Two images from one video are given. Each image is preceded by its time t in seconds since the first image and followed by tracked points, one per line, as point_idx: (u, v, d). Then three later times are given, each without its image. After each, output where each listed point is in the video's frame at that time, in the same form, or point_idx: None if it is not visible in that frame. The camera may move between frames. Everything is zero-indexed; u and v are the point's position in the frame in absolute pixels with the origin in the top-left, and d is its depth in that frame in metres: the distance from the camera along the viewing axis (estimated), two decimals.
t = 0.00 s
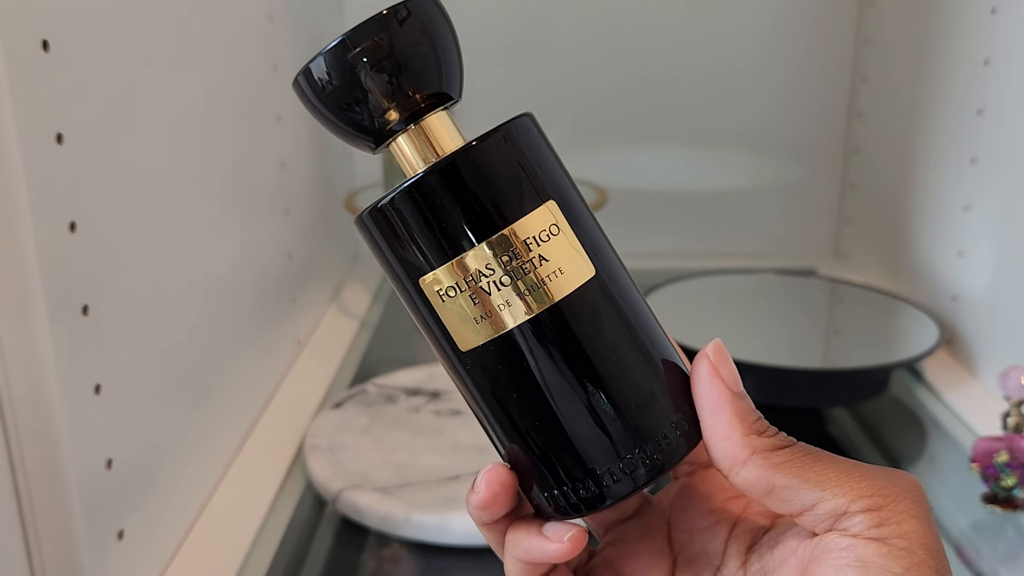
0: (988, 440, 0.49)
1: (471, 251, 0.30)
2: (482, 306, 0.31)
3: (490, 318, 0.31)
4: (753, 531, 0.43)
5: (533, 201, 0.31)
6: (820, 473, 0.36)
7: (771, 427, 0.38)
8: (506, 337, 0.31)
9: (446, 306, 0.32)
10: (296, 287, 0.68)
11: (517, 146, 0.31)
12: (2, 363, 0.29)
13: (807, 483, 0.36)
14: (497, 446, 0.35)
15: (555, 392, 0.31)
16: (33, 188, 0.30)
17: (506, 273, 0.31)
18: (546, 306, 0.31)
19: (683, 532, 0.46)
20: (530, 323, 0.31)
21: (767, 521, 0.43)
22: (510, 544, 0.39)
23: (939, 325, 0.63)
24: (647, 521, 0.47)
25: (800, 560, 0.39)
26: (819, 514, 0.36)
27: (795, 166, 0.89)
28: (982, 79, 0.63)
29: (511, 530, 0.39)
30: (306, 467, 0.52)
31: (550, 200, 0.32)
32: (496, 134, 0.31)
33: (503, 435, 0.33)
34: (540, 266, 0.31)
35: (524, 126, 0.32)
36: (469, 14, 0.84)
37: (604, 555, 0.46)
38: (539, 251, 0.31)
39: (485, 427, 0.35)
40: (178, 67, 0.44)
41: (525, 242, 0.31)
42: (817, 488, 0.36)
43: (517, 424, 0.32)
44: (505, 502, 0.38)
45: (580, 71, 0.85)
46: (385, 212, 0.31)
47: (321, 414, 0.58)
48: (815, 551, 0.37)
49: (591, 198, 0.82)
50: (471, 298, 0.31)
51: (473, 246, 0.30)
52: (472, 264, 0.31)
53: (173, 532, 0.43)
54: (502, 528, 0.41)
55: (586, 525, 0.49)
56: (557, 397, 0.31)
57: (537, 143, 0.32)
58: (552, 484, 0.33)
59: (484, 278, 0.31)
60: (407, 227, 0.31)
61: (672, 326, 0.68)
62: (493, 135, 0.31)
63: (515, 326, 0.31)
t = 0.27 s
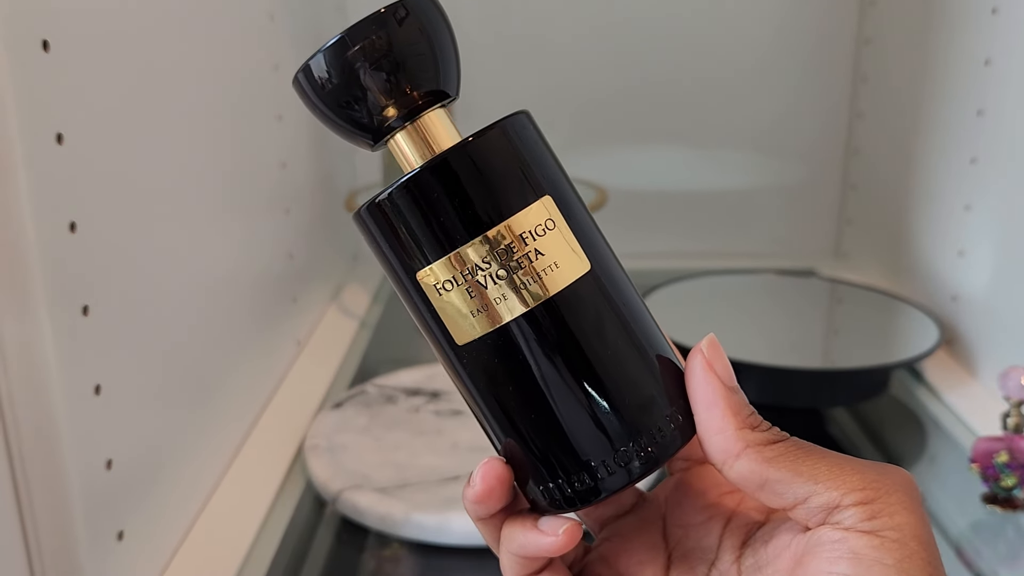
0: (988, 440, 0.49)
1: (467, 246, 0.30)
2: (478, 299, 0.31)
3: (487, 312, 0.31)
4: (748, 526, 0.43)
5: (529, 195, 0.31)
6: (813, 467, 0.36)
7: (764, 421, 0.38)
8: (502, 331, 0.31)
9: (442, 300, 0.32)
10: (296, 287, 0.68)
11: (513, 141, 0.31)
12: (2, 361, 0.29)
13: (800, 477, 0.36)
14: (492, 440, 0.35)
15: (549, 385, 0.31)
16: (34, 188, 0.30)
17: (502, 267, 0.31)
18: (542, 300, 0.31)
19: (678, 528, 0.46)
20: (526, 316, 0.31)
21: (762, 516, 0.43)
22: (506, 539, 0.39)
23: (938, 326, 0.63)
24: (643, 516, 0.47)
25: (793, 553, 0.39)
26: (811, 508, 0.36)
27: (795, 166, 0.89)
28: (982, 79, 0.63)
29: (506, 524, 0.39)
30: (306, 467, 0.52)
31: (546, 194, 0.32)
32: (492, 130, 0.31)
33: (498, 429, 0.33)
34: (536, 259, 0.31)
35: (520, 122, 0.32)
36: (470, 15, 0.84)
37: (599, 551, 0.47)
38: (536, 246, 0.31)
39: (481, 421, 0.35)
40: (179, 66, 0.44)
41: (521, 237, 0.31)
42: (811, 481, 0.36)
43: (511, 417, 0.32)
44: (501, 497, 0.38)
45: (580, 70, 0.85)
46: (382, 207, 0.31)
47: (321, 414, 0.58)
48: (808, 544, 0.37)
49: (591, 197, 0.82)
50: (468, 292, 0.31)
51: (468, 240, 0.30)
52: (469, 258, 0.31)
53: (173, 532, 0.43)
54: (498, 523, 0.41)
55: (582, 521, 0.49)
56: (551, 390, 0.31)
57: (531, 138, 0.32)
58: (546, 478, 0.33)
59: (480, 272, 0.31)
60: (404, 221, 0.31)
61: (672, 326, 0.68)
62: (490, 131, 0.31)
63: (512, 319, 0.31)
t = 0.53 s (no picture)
0: (988, 440, 0.49)
1: (454, 241, 0.30)
2: (466, 294, 0.31)
3: (474, 307, 0.31)
4: (742, 518, 0.43)
5: (514, 189, 0.31)
6: (805, 457, 0.36)
7: (756, 413, 0.38)
8: (490, 326, 0.31)
9: (430, 297, 0.32)
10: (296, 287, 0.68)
11: (498, 135, 0.31)
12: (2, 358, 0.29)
13: (791, 467, 0.36)
14: (484, 435, 0.35)
15: (539, 379, 0.31)
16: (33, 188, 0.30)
17: (489, 262, 0.31)
18: (529, 294, 0.31)
19: (672, 522, 0.46)
20: (514, 311, 0.31)
21: (756, 508, 0.43)
22: (498, 534, 0.39)
23: (938, 326, 0.63)
24: (636, 511, 0.47)
25: (785, 544, 0.39)
26: (804, 499, 0.36)
27: (795, 165, 0.89)
28: (981, 79, 0.63)
29: (499, 519, 0.39)
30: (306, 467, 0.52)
31: (532, 188, 0.32)
32: (477, 124, 0.31)
33: (489, 424, 0.33)
34: (523, 254, 0.31)
35: (505, 116, 0.32)
36: (469, 15, 0.84)
37: (594, 546, 0.46)
38: (522, 240, 0.31)
39: (472, 416, 0.35)
40: (178, 66, 0.44)
41: (508, 231, 0.31)
42: (803, 472, 0.36)
43: (502, 411, 0.32)
44: (492, 493, 0.38)
45: (580, 70, 0.85)
46: (369, 203, 0.31)
47: (321, 413, 0.58)
48: (800, 535, 0.37)
49: (590, 197, 0.82)
50: (455, 288, 0.31)
51: (455, 235, 0.30)
52: (455, 253, 0.31)
53: (173, 533, 0.43)
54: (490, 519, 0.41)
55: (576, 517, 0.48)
56: (541, 383, 0.31)
57: (518, 131, 0.32)
58: (538, 472, 0.33)
59: (467, 268, 0.31)
60: (391, 218, 0.31)
61: (672, 325, 0.68)
62: (476, 125, 0.31)
63: (500, 314, 0.31)
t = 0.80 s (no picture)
0: (988, 440, 0.49)
1: (452, 243, 0.30)
2: (464, 296, 0.31)
3: (473, 309, 0.31)
4: (740, 516, 0.43)
5: (511, 191, 0.31)
6: (802, 456, 0.36)
7: (754, 412, 0.38)
8: (488, 327, 0.31)
9: (428, 299, 0.32)
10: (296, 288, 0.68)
11: (494, 138, 0.31)
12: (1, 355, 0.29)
13: (788, 465, 0.36)
14: (482, 436, 0.35)
15: (536, 379, 0.31)
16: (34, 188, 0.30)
17: (486, 264, 0.31)
18: (527, 296, 0.31)
19: (670, 520, 0.46)
20: (512, 312, 0.31)
21: (753, 506, 0.43)
22: (497, 535, 0.39)
23: (938, 326, 0.63)
24: (635, 510, 0.47)
25: (783, 543, 0.39)
26: (802, 497, 0.36)
27: (794, 166, 0.89)
28: (982, 79, 0.63)
29: (498, 520, 0.39)
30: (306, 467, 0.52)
31: (528, 189, 0.32)
32: (474, 127, 0.31)
33: (487, 424, 0.33)
34: (520, 256, 0.31)
35: (501, 117, 0.32)
36: (469, 16, 0.84)
37: (592, 544, 0.46)
38: (519, 242, 0.31)
39: (471, 417, 0.35)
40: (179, 66, 0.44)
41: (505, 233, 0.31)
42: (800, 470, 0.36)
43: (500, 412, 0.32)
44: (491, 494, 0.38)
45: (580, 71, 0.85)
46: (366, 204, 0.31)
47: (321, 414, 0.58)
48: (798, 534, 0.37)
49: (589, 197, 0.82)
50: (453, 290, 0.31)
51: (452, 237, 0.30)
52: (453, 255, 0.31)
53: (174, 533, 0.43)
54: (488, 520, 0.41)
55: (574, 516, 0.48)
56: (538, 383, 0.31)
57: (514, 133, 0.32)
58: (537, 473, 0.33)
59: (465, 269, 0.31)
60: (388, 221, 0.31)
61: (672, 326, 0.68)
62: (472, 127, 0.31)
63: (498, 316, 0.31)
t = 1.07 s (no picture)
0: (988, 440, 0.49)
1: (449, 247, 0.30)
2: (461, 300, 0.31)
3: (470, 313, 0.31)
4: (738, 521, 0.43)
5: (508, 195, 0.31)
6: (800, 460, 0.36)
7: (751, 416, 0.38)
8: (484, 332, 0.31)
9: (425, 303, 0.31)
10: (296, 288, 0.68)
11: (492, 142, 0.31)
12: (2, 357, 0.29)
13: (787, 470, 0.36)
14: (479, 441, 0.35)
15: (534, 384, 0.31)
16: (34, 188, 0.30)
17: (484, 268, 0.31)
18: (524, 300, 0.31)
19: (668, 525, 0.46)
20: (509, 317, 0.31)
21: (751, 511, 0.43)
22: (495, 539, 0.39)
23: (938, 326, 0.63)
24: (632, 514, 0.47)
25: (781, 547, 0.39)
26: (800, 501, 0.36)
27: (794, 166, 0.89)
28: (982, 79, 0.63)
29: (496, 525, 0.39)
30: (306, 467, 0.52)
31: (526, 193, 0.32)
32: (471, 130, 0.31)
33: (484, 430, 0.33)
34: (518, 259, 0.31)
35: (498, 121, 0.32)
36: (469, 16, 0.84)
37: (589, 548, 0.46)
38: (517, 246, 0.31)
39: (467, 423, 0.34)
40: (178, 66, 0.44)
41: (502, 237, 0.31)
42: (798, 475, 0.36)
43: (497, 417, 0.32)
44: (489, 498, 0.38)
45: (580, 70, 0.85)
46: (362, 208, 0.31)
47: (321, 414, 0.58)
48: (796, 539, 0.37)
49: (589, 197, 0.83)
50: (450, 294, 0.31)
51: (449, 242, 0.30)
52: (450, 259, 0.31)
53: (173, 532, 0.43)
54: (486, 525, 0.41)
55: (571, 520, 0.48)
56: (536, 388, 0.31)
57: (511, 138, 0.32)
58: (534, 478, 0.33)
59: (462, 274, 0.31)
60: (384, 225, 0.31)
61: (672, 326, 0.68)
62: (469, 131, 0.31)
63: (495, 320, 0.31)
